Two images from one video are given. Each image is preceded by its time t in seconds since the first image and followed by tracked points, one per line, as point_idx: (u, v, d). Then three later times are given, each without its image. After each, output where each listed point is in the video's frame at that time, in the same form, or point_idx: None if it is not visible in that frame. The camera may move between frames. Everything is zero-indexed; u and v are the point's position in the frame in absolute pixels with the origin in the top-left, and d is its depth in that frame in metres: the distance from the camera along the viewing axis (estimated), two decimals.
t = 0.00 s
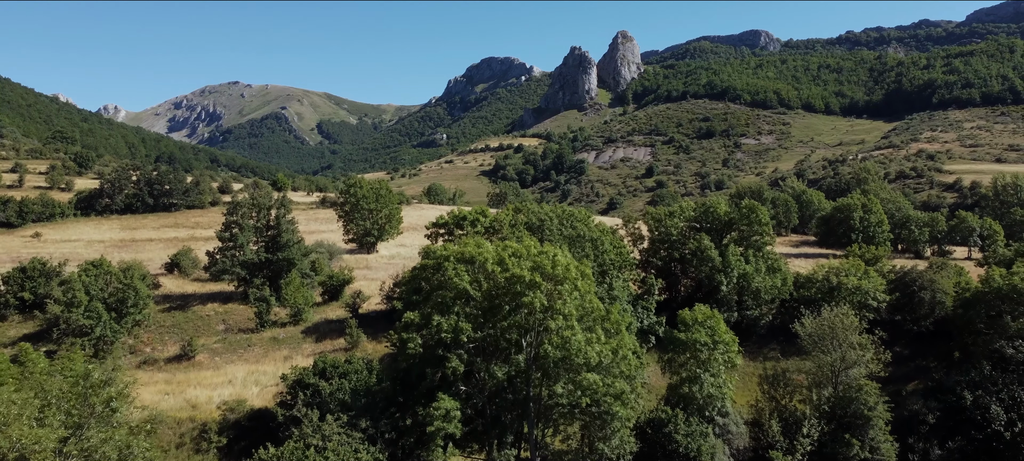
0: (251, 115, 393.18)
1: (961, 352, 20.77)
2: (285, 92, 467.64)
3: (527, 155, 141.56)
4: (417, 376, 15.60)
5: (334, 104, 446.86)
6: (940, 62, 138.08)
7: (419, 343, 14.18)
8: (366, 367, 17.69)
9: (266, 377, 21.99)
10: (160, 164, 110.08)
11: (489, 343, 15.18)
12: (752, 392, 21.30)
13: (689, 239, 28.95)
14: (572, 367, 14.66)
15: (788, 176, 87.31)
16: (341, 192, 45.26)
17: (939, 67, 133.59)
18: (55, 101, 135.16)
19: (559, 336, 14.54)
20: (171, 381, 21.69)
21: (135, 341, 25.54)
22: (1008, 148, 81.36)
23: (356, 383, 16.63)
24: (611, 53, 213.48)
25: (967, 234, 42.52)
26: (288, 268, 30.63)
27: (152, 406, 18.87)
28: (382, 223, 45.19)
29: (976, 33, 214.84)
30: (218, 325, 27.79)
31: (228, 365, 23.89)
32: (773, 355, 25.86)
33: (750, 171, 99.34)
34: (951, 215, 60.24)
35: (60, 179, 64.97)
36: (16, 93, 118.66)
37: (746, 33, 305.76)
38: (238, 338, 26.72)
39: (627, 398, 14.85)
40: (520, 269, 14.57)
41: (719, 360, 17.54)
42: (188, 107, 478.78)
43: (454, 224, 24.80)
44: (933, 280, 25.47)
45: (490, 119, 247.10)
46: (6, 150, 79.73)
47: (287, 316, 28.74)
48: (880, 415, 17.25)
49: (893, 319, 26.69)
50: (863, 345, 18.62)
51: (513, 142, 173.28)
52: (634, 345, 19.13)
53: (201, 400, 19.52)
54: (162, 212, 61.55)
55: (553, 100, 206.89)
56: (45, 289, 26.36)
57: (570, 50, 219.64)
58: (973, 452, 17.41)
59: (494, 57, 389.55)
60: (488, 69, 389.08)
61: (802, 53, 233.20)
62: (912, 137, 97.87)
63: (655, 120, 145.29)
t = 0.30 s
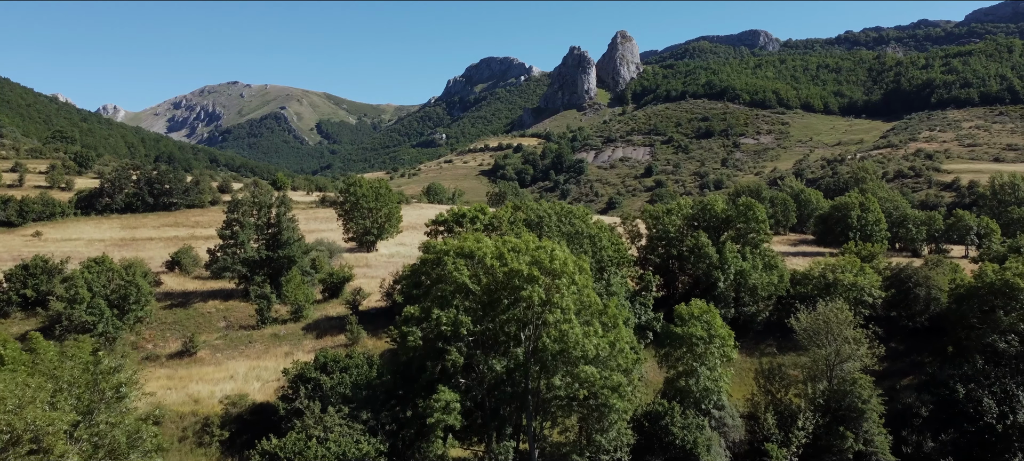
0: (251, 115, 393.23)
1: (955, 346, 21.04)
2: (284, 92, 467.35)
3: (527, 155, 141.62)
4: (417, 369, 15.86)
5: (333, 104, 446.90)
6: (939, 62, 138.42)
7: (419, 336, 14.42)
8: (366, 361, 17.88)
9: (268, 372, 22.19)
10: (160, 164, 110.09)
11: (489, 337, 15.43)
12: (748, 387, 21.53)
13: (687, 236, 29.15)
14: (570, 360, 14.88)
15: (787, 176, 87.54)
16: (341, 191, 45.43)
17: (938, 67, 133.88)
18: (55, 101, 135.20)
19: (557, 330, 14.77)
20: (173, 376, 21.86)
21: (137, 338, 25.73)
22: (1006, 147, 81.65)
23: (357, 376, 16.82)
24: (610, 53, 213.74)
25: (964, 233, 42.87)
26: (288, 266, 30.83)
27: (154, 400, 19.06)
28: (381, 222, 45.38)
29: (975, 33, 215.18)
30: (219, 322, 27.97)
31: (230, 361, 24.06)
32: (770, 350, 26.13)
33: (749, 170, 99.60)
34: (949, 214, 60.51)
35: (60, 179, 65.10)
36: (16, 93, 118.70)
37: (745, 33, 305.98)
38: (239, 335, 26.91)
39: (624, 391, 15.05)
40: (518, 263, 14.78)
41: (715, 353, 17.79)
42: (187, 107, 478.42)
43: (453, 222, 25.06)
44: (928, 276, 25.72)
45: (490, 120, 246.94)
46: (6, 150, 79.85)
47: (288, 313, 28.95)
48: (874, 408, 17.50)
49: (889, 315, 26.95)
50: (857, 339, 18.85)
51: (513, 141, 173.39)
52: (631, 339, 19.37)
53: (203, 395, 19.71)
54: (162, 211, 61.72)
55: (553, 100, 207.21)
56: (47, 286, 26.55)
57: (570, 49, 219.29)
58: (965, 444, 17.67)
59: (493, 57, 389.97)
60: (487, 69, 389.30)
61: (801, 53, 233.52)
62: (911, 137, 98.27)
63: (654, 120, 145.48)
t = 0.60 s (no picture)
0: (250, 115, 393.37)
1: (949, 341, 21.28)
2: (283, 92, 467.22)
3: (526, 155, 141.76)
4: (417, 362, 16.19)
5: (333, 104, 446.93)
6: (937, 62, 138.80)
7: (420, 330, 14.62)
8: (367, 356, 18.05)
9: (269, 368, 22.38)
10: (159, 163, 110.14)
11: (488, 331, 15.65)
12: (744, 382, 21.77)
13: (684, 233, 29.39)
14: (568, 353, 15.09)
15: (785, 176, 87.81)
16: (340, 190, 45.57)
17: (936, 67, 134.24)
18: (55, 101, 135.29)
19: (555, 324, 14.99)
20: (175, 372, 22.01)
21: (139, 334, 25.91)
22: (1004, 147, 81.94)
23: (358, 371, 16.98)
24: (609, 52, 213.91)
25: (962, 231, 43.11)
26: (288, 263, 31.04)
27: (157, 395, 19.24)
28: (381, 221, 45.52)
29: (973, 33, 215.67)
30: (220, 319, 28.16)
31: (231, 357, 24.21)
32: (766, 346, 26.36)
33: (748, 170, 99.88)
34: (947, 213, 60.78)
35: (60, 178, 65.19)
36: (15, 93, 118.81)
37: (744, 33, 306.28)
38: (240, 332, 27.07)
39: (621, 384, 15.23)
40: (517, 258, 15.00)
41: (711, 348, 18.04)
42: (187, 108, 478.40)
43: (453, 219, 25.29)
44: (923, 273, 25.92)
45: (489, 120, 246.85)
46: (6, 149, 79.99)
47: (289, 310, 29.15)
48: (868, 401, 17.83)
49: (885, 312, 27.16)
50: (852, 334, 19.08)
51: (512, 141, 173.60)
52: (628, 334, 19.57)
53: (205, 390, 19.89)
54: (162, 210, 61.87)
55: (552, 100, 207.09)
56: (49, 283, 26.74)
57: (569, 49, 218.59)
58: (958, 437, 18.02)
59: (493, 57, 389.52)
60: (487, 69, 389.27)
61: (801, 53, 233.90)
62: (909, 137, 98.56)
63: (653, 120, 145.69)
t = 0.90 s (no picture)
0: (249, 115, 393.30)
1: (943, 336, 21.53)
2: (282, 92, 466.90)
3: (525, 155, 142.02)
4: (417, 355, 16.49)
5: (332, 104, 446.90)
6: (936, 61, 139.19)
7: (420, 324, 14.85)
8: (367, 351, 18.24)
9: (270, 364, 22.58)
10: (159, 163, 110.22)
11: (487, 324, 15.93)
12: (740, 377, 22.02)
13: (682, 230, 29.63)
14: (566, 346, 15.31)
15: (784, 175, 88.07)
16: (340, 189, 45.72)
17: (935, 66, 134.60)
18: (54, 101, 135.27)
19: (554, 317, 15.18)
20: (177, 368, 22.16)
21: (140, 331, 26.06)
22: (1002, 146, 82.26)
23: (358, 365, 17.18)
24: (609, 52, 214.15)
25: (959, 230, 43.39)
26: (289, 261, 31.25)
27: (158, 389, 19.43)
28: (380, 219, 45.68)
29: (972, 33, 216.14)
30: (222, 316, 28.39)
31: (232, 353, 24.36)
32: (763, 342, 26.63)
33: (746, 170, 100.11)
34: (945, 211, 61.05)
35: (60, 177, 65.32)
36: (14, 93, 118.80)
37: (743, 32, 306.43)
38: (241, 328, 27.26)
39: (619, 377, 15.42)
40: (516, 252, 15.21)
41: (706, 342, 18.32)
42: (186, 107, 478.20)
43: (452, 216, 25.54)
44: (918, 269, 26.14)
45: (489, 119, 247.00)
46: (6, 149, 80.12)
47: (290, 307, 29.36)
48: (862, 395, 18.10)
49: (881, 308, 27.37)
50: (846, 329, 19.32)
51: (511, 141, 173.80)
52: (627, 329, 19.76)
53: (206, 385, 20.06)
54: (162, 210, 62.05)
55: (552, 100, 207.24)
56: (52, 280, 26.96)
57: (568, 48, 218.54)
58: (951, 430, 18.33)
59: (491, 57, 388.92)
60: (486, 69, 389.33)
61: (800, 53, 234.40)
62: (908, 137, 98.83)
63: (652, 120, 145.92)
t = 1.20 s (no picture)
0: (249, 115, 393.12)
1: (937, 331, 21.76)
2: (281, 92, 466.12)
3: (524, 154, 142.18)
4: (417, 349, 16.79)
5: (332, 104, 446.95)
6: (935, 61, 139.43)
7: (420, 318, 15.10)
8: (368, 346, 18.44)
9: (272, 360, 22.77)
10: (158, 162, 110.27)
11: (486, 318, 16.18)
12: (736, 372, 22.27)
13: (680, 228, 29.87)
14: (564, 340, 15.53)
15: (782, 174, 88.27)
16: (340, 188, 45.87)
17: (934, 66, 134.86)
18: (54, 101, 135.25)
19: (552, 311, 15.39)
20: (179, 364, 22.34)
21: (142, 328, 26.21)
22: (1001, 146, 82.48)
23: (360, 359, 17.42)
24: (608, 52, 214.33)
25: (956, 228, 43.60)
26: (289, 259, 31.46)
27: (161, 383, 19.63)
28: (380, 218, 45.85)
29: (971, 33, 216.34)
30: (223, 314, 28.58)
31: (233, 349, 24.48)
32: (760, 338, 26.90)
33: (745, 169, 100.27)
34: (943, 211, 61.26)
35: (60, 177, 65.48)
36: (14, 92, 118.80)
37: (743, 32, 306.55)
38: (243, 325, 27.44)
39: (616, 371, 15.62)
40: (514, 248, 15.42)
41: (703, 336, 18.58)
42: (185, 108, 477.78)
43: (452, 214, 25.80)
44: (914, 266, 26.34)
45: (488, 119, 247.15)
46: (6, 148, 80.22)
47: (290, 304, 29.57)
48: (857, 389, 18.36)
49: (876, 304, 27.59)
50: (841, 324, 19.57)
51: (511, 141, 173.94)
52: (624, 324, 20.00)
53: (209, 380, 20.23)
54: (162, 209, 62.19)
55: (551, 100, 207.40)
56: (54, 277, 27.15)
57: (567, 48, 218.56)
58: (944, 424, 18.58)
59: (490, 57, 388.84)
60: (485, 69, 389.30)
61: (800, 53, 234.63)
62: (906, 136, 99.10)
63: (652, 120, 146.08)
